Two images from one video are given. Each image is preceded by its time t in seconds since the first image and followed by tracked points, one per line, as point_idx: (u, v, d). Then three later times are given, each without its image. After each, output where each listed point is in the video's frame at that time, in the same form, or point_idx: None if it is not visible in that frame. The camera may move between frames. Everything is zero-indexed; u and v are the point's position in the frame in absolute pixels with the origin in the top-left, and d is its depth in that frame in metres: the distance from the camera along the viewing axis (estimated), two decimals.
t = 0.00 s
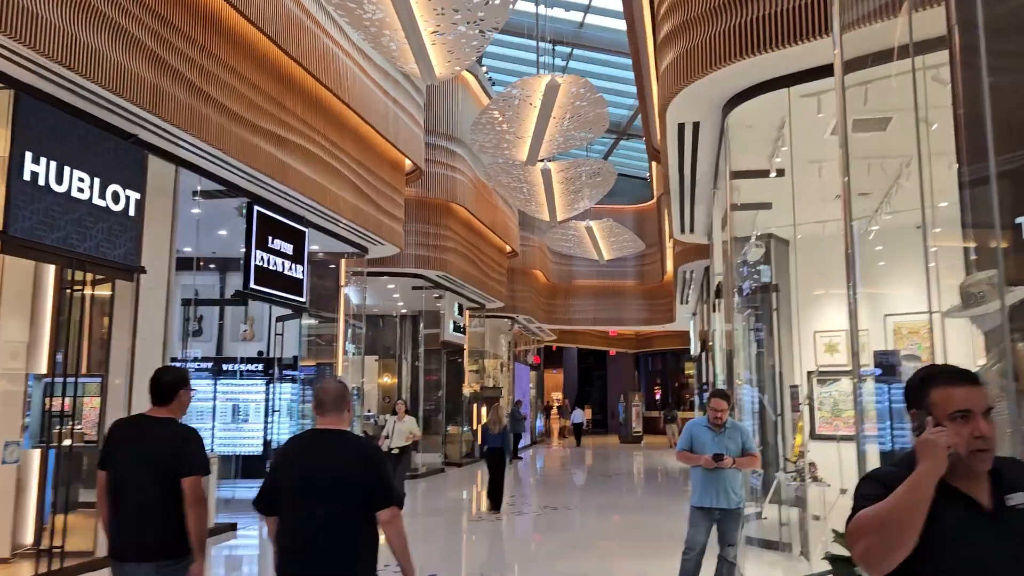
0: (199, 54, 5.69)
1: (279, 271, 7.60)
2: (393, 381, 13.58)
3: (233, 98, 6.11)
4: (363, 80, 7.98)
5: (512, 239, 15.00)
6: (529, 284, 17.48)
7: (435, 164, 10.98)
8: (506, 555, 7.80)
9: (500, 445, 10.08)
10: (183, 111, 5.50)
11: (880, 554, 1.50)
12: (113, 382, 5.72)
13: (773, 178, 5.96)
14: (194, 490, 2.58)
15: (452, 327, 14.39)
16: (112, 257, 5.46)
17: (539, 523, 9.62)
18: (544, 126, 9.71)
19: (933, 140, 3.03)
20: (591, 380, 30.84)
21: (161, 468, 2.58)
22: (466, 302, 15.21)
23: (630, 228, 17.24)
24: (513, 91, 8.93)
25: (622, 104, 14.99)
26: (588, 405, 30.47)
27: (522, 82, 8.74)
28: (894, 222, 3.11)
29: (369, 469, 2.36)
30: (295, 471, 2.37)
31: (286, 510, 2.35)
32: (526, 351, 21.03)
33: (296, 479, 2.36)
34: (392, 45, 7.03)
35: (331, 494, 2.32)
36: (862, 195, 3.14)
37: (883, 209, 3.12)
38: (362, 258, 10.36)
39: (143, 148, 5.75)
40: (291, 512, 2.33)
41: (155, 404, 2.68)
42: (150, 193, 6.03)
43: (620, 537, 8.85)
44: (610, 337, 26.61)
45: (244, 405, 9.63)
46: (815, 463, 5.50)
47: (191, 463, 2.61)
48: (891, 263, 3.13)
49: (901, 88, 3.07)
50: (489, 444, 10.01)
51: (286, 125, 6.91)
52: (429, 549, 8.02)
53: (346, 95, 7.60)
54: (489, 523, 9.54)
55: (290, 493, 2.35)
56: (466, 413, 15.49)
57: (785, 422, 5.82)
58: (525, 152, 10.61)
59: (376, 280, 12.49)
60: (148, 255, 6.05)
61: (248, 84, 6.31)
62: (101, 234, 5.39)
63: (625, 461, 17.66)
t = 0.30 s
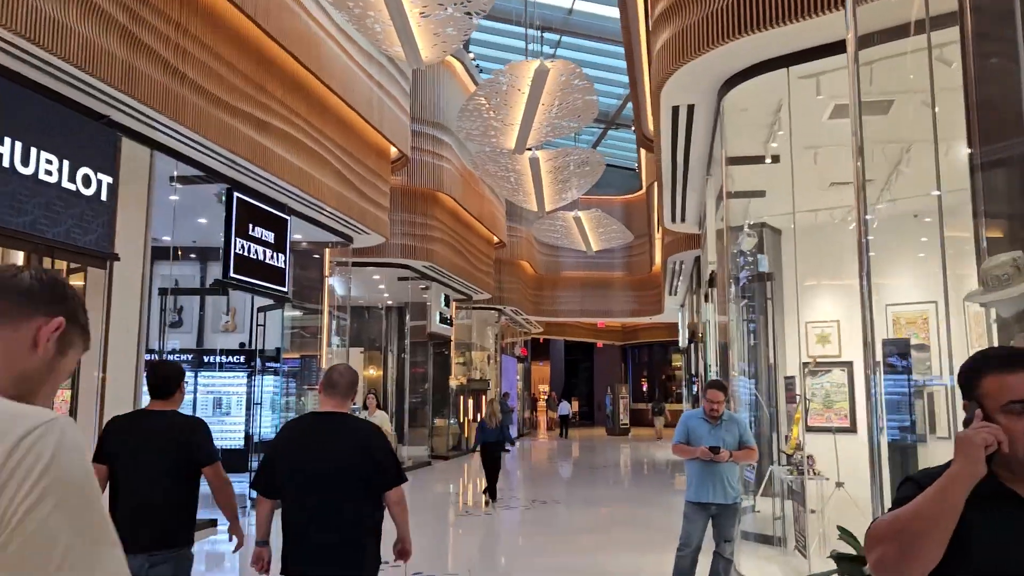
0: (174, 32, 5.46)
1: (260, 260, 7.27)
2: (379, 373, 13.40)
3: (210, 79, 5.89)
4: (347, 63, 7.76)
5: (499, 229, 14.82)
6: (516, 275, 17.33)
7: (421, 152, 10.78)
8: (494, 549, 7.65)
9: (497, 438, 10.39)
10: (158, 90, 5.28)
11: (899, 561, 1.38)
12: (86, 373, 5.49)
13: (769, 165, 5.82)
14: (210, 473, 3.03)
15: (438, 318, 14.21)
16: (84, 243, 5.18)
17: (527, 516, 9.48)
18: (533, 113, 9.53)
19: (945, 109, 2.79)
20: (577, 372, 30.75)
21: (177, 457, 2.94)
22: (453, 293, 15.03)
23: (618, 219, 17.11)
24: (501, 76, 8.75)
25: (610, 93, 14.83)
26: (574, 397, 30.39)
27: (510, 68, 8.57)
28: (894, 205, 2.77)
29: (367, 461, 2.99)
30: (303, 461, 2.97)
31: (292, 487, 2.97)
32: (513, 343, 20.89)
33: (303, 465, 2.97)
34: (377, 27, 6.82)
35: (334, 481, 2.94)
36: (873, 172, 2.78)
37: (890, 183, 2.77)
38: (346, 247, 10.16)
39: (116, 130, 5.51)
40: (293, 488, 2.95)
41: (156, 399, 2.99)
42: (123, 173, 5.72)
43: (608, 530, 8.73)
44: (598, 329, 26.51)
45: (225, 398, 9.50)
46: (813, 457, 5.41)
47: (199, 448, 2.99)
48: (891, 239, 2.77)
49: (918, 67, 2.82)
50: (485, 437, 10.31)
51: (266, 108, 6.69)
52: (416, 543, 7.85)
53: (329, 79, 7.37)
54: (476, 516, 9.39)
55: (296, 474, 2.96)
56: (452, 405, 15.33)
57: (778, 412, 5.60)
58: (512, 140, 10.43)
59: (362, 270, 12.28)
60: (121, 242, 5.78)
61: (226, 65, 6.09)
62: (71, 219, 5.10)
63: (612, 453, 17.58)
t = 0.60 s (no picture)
0: (148, 6, 5.23)
1: (239, 246, 7.03)
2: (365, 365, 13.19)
3: (187, 57, 5.66)
4: (331, 45, 7.53)
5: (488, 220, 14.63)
6: (505, 266, 17.15)
7: (408, 139, 10.57)
8: (480, 544, 7.46)
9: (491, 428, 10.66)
10: (130, 67, 5.05)
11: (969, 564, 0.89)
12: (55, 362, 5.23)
13: (765, 151, 5.67)
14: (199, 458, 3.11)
15: (425, 309, 14.02)
16: (52, 225, 4.91)
17: (514, 510, 9.32)
18: (522, 99, 9.32)
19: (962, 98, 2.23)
20: (565, 365, 30.60)
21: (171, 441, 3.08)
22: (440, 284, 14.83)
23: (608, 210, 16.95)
24: (490, 60, 8.55)
25: (600, 82, 14.66)
26: (562, 390, 30.27)
27: (499, 51, 8.37)
28: (895, 197, 2.31)
29: (354, 457, 2.88)
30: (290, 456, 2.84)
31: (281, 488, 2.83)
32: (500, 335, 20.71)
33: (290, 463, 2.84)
34: (362, 6, 6.59)
35: (319, 476, 2.81)
36: (877, 159, 2.32)
37: (893, 170, 2.28)
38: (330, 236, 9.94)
39: (86, 108, 5.28)
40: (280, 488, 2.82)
41: (145, 385, 3.05)
42: (95, 151, 5.45)
43: (596, 523, 8.57)
44: (586, 321, 26.38)
45: (205, 389, 8.87)
46: (810, 450, 5.41)
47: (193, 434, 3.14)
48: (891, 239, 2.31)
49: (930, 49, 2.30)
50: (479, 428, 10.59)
51: (247, 89, 6.46)
52: (400, 537, 7.66)
53: (313, 60, 7.15)
54: (462, 510, 9.21)
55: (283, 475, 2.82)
56: (439, 397, 15.14)
57: (773, 406, 5.46)
58: (501, 127, 10.23)
59: (347, 260, 12.06)
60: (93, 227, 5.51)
61: (204, 43, 5.86)
62: (39, 199, 4.84)
63: (599, 446, 17.46)
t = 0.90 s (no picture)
0: None
1: (223, 235, 6.81)
2: (354, 357, 13.01)
3: (166, 36, 5.45)
4: (317, 27, 7.31)
5: (479, 210, 14.45)
6: (496, 258, 16.97)
7: (397, 127, 10.36)
8: (470, 539, 7.30)
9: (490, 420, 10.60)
10: (105, 46, 4.83)
11: None
12: (27, 352, 5.04)
13: (764, 138, 5.45)
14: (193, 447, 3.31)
15: (416, 301, 13.82)
16: (21, 210, 4.71)
17: (504, 505, 9.16)
18: (515, 85, 9.12)
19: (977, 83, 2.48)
20: (557, 357, 30.41)
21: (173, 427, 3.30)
22: (431, 275, 14.64)
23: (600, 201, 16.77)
24: (481, 46, 8.34)
25: (593, 71, 14.48)
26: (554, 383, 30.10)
27: (491, 36, 8.18)
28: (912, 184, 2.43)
29: (345, 436, 2.74)
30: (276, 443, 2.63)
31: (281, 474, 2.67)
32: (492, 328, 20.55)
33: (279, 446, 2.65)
34: None
35: (307, 462, 2.65)
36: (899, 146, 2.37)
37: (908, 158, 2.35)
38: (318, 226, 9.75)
39: (61, 89, 5.06)
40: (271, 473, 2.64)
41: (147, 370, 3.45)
42: (69, 133, 5.26)
43: (589, 518, 8.42)
44: (578, 314, 26.22)
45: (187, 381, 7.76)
46: (813, 446, 5.32)
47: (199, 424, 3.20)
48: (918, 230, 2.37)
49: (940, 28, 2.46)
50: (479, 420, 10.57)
51: (228, 71, 6.23)
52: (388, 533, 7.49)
53: (298, 42, 6.94)
54: (452, 505, 9.05)
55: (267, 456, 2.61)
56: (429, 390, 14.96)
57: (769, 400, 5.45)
58: (493, 115, 10.04)
59: (335, 250, 11.85)
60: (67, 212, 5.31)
61: (182, 22, 5.63)
62: (9, 183, 4.64)
63: (591, 440, 17.30)
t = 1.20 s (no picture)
0: None
1: (217, 225, 6.62)
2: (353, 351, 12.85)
3: (161, 21, 5.29)
4: (317, 14, 7.15)
5: (480, 203, 14.29)
6: (497, 251, 16.81)
7: (397, 117, 10.19)
8: (469, 536, 7.15)
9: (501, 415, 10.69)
10: (95, 27, 4.63)
11: None
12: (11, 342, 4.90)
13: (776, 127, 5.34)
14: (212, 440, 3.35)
15: (415, 294, 13.65)
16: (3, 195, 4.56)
17: (503, 502, 8.98)
18: (517, 75, 8.93)
19: None
20: (556, 352, 30.21)
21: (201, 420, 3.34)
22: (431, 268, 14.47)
23: (602, 194, 16.58)
24: (482, 33, 8.16)
25: (596, 62, 14.31)
26: (554, 377, 29.91)
27: (494, 24, 7.99)
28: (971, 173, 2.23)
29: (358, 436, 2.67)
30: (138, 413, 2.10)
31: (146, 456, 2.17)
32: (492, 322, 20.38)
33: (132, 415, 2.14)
34: None
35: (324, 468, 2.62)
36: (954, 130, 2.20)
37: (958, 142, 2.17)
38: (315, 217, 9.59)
39: (50, 72, 4.88)
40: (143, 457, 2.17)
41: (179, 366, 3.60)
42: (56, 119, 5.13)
43: (590, 515, 8.26)
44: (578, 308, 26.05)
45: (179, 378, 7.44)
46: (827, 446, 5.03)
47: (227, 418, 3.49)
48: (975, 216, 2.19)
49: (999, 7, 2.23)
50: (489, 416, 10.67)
51: (225, 57, 6.08)
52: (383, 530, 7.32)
53: (297, 28, 6.77)
54: (450, 502, 8.89)
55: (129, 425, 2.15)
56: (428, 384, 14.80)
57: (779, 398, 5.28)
58: (495, 105, 9.86)
59: (334, 242, 11.68)
60: (54, 199, 5.16)
61: (176, 5, 5.45)
62: None
63: (591, 436, 17.11)
